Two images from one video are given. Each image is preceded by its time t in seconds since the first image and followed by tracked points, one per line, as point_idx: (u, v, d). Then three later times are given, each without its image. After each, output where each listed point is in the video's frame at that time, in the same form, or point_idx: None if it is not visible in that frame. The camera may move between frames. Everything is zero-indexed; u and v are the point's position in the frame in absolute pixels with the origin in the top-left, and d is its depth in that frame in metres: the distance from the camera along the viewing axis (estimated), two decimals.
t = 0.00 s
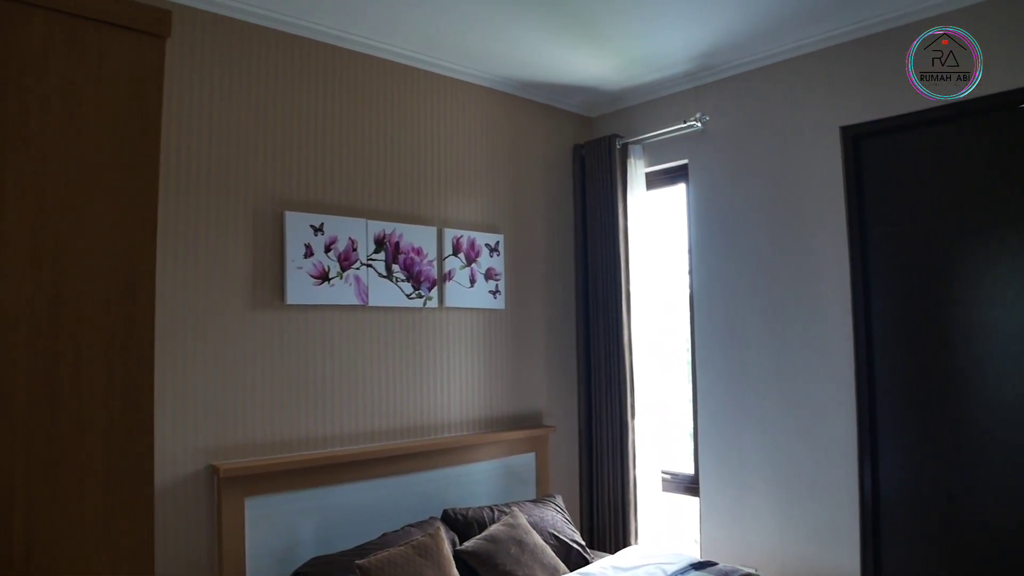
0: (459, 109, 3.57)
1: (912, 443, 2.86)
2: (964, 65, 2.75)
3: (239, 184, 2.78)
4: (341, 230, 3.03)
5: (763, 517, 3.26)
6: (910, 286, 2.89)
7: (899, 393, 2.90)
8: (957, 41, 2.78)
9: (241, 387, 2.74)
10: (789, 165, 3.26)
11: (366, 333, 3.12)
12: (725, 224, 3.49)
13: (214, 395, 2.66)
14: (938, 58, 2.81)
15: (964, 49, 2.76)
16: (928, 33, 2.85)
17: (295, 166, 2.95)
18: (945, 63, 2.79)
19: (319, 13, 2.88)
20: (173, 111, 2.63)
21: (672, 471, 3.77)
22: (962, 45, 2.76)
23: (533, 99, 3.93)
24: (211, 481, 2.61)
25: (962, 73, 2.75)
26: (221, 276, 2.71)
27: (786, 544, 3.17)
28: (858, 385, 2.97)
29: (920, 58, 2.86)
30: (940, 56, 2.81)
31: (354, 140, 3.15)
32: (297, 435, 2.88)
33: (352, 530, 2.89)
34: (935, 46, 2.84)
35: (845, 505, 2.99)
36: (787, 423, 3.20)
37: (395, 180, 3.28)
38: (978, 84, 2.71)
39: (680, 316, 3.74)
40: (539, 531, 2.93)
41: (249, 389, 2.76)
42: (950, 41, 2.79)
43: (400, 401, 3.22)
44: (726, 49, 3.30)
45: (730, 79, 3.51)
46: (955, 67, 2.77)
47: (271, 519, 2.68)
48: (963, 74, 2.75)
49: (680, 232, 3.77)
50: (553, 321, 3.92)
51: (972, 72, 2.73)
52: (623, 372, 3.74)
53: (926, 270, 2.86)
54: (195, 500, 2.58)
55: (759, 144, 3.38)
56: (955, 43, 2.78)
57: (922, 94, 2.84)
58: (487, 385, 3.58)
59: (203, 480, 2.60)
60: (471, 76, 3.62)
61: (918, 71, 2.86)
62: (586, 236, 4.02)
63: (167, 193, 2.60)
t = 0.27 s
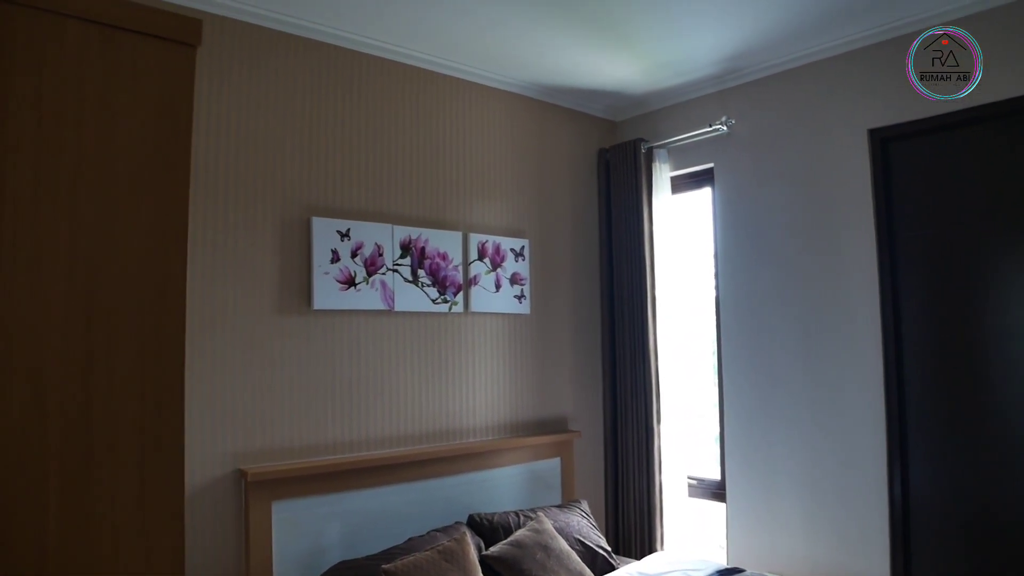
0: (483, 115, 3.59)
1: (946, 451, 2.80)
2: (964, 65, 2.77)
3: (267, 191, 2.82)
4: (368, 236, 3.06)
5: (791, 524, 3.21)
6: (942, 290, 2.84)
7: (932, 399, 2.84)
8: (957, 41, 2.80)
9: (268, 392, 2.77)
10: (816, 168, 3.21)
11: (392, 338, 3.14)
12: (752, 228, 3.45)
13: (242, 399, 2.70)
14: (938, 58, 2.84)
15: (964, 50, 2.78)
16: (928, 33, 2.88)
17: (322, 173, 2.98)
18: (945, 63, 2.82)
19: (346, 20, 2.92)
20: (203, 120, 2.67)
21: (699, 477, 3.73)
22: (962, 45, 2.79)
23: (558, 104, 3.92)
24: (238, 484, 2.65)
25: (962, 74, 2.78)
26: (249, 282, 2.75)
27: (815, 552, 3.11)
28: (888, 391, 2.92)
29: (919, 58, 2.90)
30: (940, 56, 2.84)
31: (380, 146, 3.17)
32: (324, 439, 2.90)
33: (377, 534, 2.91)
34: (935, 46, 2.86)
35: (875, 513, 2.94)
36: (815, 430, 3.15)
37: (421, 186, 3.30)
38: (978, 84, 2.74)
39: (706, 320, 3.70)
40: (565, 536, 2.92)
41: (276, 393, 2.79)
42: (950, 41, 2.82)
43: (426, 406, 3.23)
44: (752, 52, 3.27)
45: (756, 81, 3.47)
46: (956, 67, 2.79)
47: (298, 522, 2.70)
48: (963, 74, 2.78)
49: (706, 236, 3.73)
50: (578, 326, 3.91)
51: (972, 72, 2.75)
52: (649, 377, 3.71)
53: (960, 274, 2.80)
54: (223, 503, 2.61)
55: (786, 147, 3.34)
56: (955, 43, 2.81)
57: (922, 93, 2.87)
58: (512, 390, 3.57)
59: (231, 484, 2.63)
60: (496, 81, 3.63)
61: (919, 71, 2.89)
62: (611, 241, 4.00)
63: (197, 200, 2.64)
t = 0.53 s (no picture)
0: (505, 121, 3.60)
1: (970, 455, 2.73)
2: (965, 65, 2.80)
3: (291, 198, 2.86)
4: (391, 241, 3.08)
5: (817, 531, 3.16)
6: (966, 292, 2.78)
7: (956, 404, 2.78)
8: (957, 41, 2.82)
9: (293, 397, 2.80)
10: (842, 171, 3.17)
11: (415, 343, 3.16)
12: (775, 231, 3.42)
13: (267, 404, 2.73)
14: (938, 58, 2.87)
15: (964, 50, 2.81)
16: (928, 32, 2.90)
17: (347, 180, 3.02)
18: (945, 63, 2.85)
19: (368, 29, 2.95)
20: (230, 129, 2.72)
21: (723, 482, 3.70)
22: (962, 45, 2.81)
23: (580, 109, 3.93)
24: (263, 489, 2.68)
25: (962, 74, 2.80)
26: (274, 288, 2.79)
27: (841, 559, 3.07)
28: (914, 395, 2.87)
29: (920, 58, 2.93)
30: (940, 56, 2.86)
31: (403, 153, 3.20)
32: (348, 444, 2.93)
33: (401, 539, 2.92)
34: (935, 46, 2.89)
35: (902, 519, 2.88)
36: (840, 435, 3.10)
37: (443, 192, 3.32)
38: (978, 84, 2.76)
39: (729, 324, 3.67)
40: (588, 542, 2.91)
41: (301, 399, 2.82)
42: (950, 41, 2.84)
43: (449, 411, 3.24)
44: (774, 55, 3.25)
45: (780, 84, 3.44)
46: (957, 67, 2.82)
47: (322, 527, 2.72)
48: (963, 74, 2.80)
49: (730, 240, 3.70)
50: (601, 330, 3.89)
51: (972, 72, 2.78)
52: (672, 382, 3.68)
53: (986, 276, 2.74)
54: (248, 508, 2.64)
55: (810, 149, 3.30)
56: (955, 44, 2.83)
57: (922, 93, 2.90)
58: (535, 395, 3.57)
59: (256, 488, 2.66)
60: (517, 87, 3.64)
61: (920, 71, 2.92)
62: (634, 245, 3.99)
63: (224, 208, 2.68)
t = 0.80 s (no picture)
0: (526, 127, 3.61)
1: (998, 463, 2.67)
2: (964, 65, 2.82)
3: (315, 206, 2.89)
4: (413, 248, 3.10)
5: (842, 539, 3.11)
6: (994, 297, 2.72)
7: (984, 410, 2.72)
8: (957, 41, 2.84)
9: (316, 403, 2.82)
10: (867, 175, 3.13)
11: (437, 349, 3.17)
12: (798, 235, 3.38)
13: (290, 410, 2.75)
14: (938, 58, 2.90)
15: (964, 49, 2.83)
16: (927, 32, 2.89)
17: (369, 188, 3.05)
18: (945, 64, 2.88)
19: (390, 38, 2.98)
20: (254, 138, 2.76)
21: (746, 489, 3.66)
22: (961, 45, 2.83)
23: (601, 114, 3.92)
24: (286, 495, 2.70)
25: (961, 74, 2.83)
26: (298, 296, 2.82)
27: (867, 568, 3.01)
28: (940, 402, 2.81)
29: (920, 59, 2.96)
30: (940, 56, 2.89)
31: (424, 161, 3.22)
32: (371, 450, 2.94)
33: (422, 545, 2.92)
34: (936, 46, 2.91)
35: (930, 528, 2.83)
36: (866, 441, 3.05)
37: (465, 199, 3.34)
38: (978, 84, 2.78)
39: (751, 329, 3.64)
40: (610, 549, 2.89)
41: (324, 405, 2.84)
42: (949, 41, 2.85)
43: (471, 417, 3.25)
44: (796, 59, 3.22)
45: (802, 88, 3.41)
46: (957, 67, 2.84)
47: (344, 533, 2.74)
48: (963, 74, 2.82)
49: (753, 244, 3.67)
50: (622, 335, 3.88)
51: (972, 72, 2.80)
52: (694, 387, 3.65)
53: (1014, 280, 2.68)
54: (272, 513, 2.66)
55: (833, 153, 3.27)
56: (955, 43, 2.85)
57: (922, 94, 2.94)
58: (556, 401, 3.56)
59: (279, 494, 2.69)
60: (538, 93, 3.65)
61: (920, 71, 2.96)
62: (655, 249, 3.97)
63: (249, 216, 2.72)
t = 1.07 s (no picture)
0: (543, 136, 3.63)
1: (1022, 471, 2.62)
2: (964, 65, 2.86)
3: (335, 216, 2.93)
4: (432, 255, 3.13)
5: (863, 547, 3.08)
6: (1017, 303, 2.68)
7: (1007, 417, 2.67)
8: (956, 41, 2.86)
9: (336, 410, 2.85)
10: (886, 180, 3.11)
11: (455, 356, 3.19)
12: (817, 241, 3.36)
13: (310, 418, 2.79)
14: (939, 59, 2.94)
15: (963, 50, 2.87)
16: (928, 32, 2.85)
17: (388, 197, 3.08)
18: (945, 64, 2.92)
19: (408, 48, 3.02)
20: (275, 149, 2.81)
21: (766, 496, 3.63)
22: (961, 45, 2.87)
23: (618, 122, 3.93)
24: (307, 501, 2.73)
25: (961, 74, 2.87)
26: (318, 304, 2.85)
27: None
28: (963, 408, 2.78)
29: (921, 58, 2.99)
30: (940, 57, 2.93)
31: (443, 170, 3.25)
32: (390, 457, 2.96)
33: (442, 552, 2.94)
34: (936, 46, 2.93)
35: (953, 536, 2.79)
36: (887, 449, 3.02)
37: (483, 207, 3.36)
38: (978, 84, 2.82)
39: (771, 336, 3.62)
40: (629, 557, 2.89)
41: (343, 412, 2.87)
42: (949, 41, 2.86)
43: (490, 425, 3.26)
44: (813, 65, 3.21)
45: (820, 94, 3.40)
46: (957, 66, 2.88)
47: (364, 539, 2.76)
48: (963, 74, 2.86)
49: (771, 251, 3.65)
50: (640, 342, 3.87)
51: (972, 72, 2.84)
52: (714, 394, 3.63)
53: None
54: (292, 520, 2.69)
55: (852, 159, 3.25)
56: (954, 43, 2.88)
57: (923, 94, 2.98)
58: (575, 409, 3.56)
59: (299, 501, 2.72)
60: (555, 101, 3.67)
61: (921, 71, 3.00)
62: (673, 256, 3.96)
63: (270, 225, 2.77)
